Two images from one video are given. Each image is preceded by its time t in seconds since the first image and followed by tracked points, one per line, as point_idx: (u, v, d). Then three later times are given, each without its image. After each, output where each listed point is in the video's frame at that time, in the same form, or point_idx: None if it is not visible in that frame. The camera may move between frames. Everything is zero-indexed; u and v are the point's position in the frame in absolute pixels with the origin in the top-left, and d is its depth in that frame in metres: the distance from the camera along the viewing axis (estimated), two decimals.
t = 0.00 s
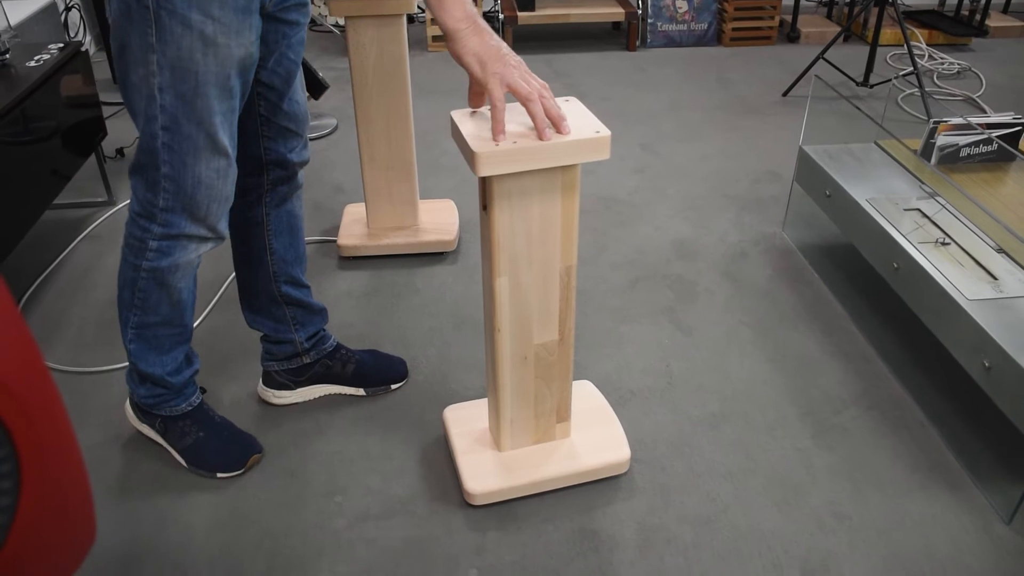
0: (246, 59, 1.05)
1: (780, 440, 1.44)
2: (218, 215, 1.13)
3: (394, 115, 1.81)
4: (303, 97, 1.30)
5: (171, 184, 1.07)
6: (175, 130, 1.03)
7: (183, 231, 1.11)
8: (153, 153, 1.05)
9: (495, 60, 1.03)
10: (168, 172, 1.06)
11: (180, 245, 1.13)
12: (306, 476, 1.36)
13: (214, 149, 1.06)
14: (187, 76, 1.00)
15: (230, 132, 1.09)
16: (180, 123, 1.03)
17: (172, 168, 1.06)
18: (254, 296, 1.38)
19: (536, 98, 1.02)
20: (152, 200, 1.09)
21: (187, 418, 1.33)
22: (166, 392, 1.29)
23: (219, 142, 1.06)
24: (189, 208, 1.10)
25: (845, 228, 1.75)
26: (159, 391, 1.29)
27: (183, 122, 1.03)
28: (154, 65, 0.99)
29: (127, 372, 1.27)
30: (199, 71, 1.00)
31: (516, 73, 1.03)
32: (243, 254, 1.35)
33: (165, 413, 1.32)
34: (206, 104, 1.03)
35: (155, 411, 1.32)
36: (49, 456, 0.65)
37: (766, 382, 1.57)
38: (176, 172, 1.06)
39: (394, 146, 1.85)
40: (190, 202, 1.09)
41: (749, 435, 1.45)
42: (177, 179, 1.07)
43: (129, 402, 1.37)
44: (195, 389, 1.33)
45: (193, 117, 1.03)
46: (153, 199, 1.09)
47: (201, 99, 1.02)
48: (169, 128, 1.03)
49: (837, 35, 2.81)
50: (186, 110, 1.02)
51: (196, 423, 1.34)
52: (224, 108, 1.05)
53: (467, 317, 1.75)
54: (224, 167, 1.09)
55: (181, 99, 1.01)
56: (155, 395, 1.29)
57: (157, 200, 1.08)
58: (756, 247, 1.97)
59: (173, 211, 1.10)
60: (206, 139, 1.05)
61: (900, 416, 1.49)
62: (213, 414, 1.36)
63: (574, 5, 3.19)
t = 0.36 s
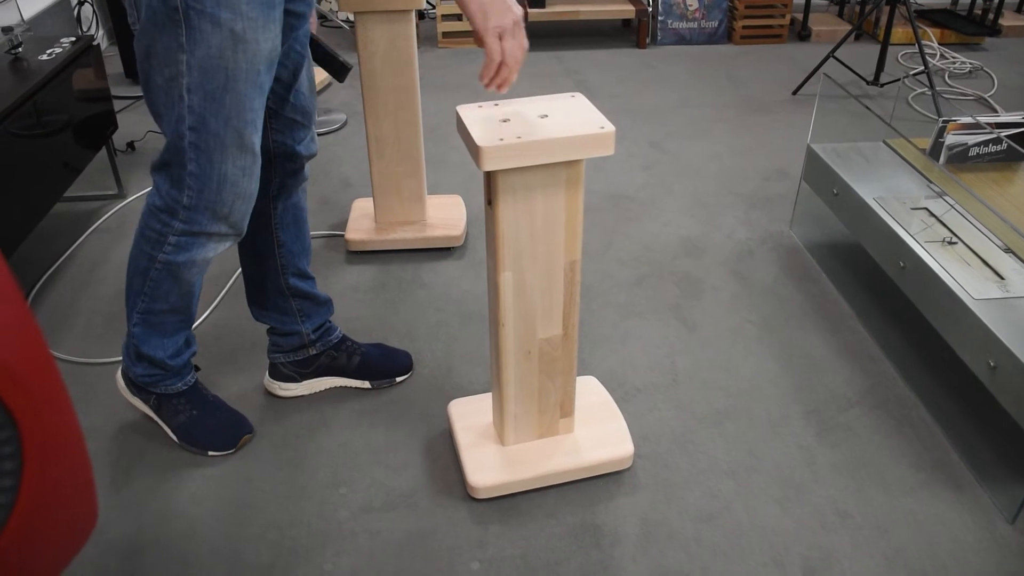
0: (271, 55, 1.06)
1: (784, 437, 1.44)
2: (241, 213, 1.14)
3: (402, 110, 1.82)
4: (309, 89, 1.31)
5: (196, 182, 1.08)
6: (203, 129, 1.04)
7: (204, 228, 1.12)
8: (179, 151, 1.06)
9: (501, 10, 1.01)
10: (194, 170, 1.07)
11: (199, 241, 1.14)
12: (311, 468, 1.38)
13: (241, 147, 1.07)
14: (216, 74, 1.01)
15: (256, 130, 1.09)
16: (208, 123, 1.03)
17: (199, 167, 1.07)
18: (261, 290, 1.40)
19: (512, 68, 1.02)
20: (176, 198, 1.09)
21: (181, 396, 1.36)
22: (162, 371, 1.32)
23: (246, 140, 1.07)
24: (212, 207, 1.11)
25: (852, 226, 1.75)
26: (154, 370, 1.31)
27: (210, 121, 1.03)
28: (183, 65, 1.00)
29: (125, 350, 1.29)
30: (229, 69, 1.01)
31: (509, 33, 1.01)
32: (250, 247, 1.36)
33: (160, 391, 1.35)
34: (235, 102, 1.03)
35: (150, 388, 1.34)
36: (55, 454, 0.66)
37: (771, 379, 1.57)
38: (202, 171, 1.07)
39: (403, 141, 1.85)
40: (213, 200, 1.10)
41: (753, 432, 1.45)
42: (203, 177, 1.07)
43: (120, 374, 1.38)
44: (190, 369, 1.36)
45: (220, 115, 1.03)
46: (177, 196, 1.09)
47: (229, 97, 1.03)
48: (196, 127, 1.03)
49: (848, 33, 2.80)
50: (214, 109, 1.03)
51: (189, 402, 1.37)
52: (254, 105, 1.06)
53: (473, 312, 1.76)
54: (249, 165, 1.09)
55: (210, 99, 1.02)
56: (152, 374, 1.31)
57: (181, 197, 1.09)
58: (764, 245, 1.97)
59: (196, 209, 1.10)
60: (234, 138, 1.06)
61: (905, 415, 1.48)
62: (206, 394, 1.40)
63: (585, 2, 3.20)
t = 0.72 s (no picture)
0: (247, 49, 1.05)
1: (789, 426, 1.44)
2: (216, 203, 1.15)
3: (410, 98, 1.82)
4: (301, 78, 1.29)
5: (169, 173, 1.10)
6: (174, 122, 1.06)
7: (180, 217, 1.14)
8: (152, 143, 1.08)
9: (293, 40, 0.98)
10: (167, 162, 1.09)
11: (177, 229, 1.16)
12: (317, 453, 1.38)
13: (213, 139, 1.08)
14: (185, 70, 1.01)
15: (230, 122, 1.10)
16: (178, 115, 1.05)
17: (171, 159, 1.09)
18: (264, 278, 1.40)
19: (315, 91, 1.02)
20: (151, 188, 1.12)
21: (181, 386, 1.39)
22: (161, 363, 1.34)
23: (218, 132, 1.08)
24: (185, 195, 1.13)
25: (859, 217, 1.74)
26: (153, 362, 1.34)
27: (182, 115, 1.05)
28: (153, 61, 1.01)
29: (123, 345, 1.32)
30: (198, 65, 1.01)
31: (297, 61, 0.99)
32: (251, 236, 1.36)
33: (161, 382, 1.38)
34: (206, 97, 1.04)
35: (151, 381, 1.37)
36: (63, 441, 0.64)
37: (777, 368, 1.57)
38: (175, 160, 1.09)
39: (410, 128, 1.86)
40: (188, 190, 1.12)
41: (758, 421, 1.46)
42: (176, 168, 1.10)
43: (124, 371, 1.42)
44: (189, 360, 1.39)
45: (191, 110, 1.05)
46: (151, 186, 1.12)
47: (200, 92, 1.03)
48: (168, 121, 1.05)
49: (858, 23, 2.78)
50: (184, 104, 1.04)
51: (191, 391, 1.40)
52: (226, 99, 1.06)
53: (479, 300, 1.76)
54: (222, 157, 1.11)
55: (180, 94, 1.03)
56: (151, 366, 1.34)
57: (155, 187, 1.12)
58: (771, 235, 1.96)
59: (171, 198, 1.13)
60: (205, 131, 1.07)
61: (910, 406, 1.48)
62: (207, 382, 1.42)
63: None
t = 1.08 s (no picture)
0: (168, 42, 1.07)
1: (789, 414, 1.45)
2: (164, 184, 1.18)
3: (415, 85, 1.82)
4: (276, 72, 1.28)
5: (113, 162, 1.12)
6: (105, 117, 1.07)
7: (133, 201, 1.17)
8: (90, 137, 1.10)
9: None
10: (108, 152, 1.11)
11: (133, 213, 1.19)
12: (321, 437, 1.40)
13: (144, 130, 1.10)
14: (103, 69, 1.03)
15: (161, 110, 1.12)
16: (108, 110, 1.07)
17: (110, 149, 1.11)
18: (261, 267, 1.41)
19: None
20: (100, 176, 1.14)
21: (184, 369, 1.41)
22: (161, 347, 1.37)
23: (147, 123, 1.09)
24: (134, 180, 1.15)
25: (863, 207, 1.74)
26: (154, 348, 1.37)
27: (111, 110, 1.07)
28: (74, 61, 1.03)
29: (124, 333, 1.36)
30: (112, 64, 1.03)
31: None
32: (246, 228, 1.37)
33: (166, 367, 1.41)
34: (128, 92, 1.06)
35: (156, 367, 1.40)
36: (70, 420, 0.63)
37: (778, 357, 1.58)
38: (113, 151, 1.11)
39: (416, 116, 1.86)
40: (133, 175, 1.14)
41: (758, 409, 1.47)
42: (116, 157, 1.11)
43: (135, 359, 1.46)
44: (190, 342, 1.41)
45: (120, 105, 1.06)
46: (99, 174, 1.14)
47: (122, 90, 1.05)
48: (99, 114, 1.07)
49: (867, 11, 2.76)
50: (111, 100, 1.06)
51: (196, 374, 1.42)
52: (148, 92, 1.07)
53: (483, 286, 1.77)
54: (159, 144, 1.13)
55: (105, 90, 1.05)
56: (152, 353, 1.37)
57: (103, 175, 1.14)
58: (776, 224, 1.97)
59: (121, 184, 1.15)
60: (136, 124, 1.09)
61: (911, 395, 1.49)
62: (209, 364, 1.44)
63: None
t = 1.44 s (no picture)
0: (138, 38, 1.09)
1: (789, 412, 1.46)
2: (152, 178, 1.20)
3: (421, 80, 1.83)
4: (256, 69, 1.29)
5: (98, 160, 1.14)
6: (85, 116, 1.09)
7: (123, 197, 1.20)
8: (72, 137, 1.12)
9: None
10: (92, 151, 1.13)
11: (125, 209, 1.21)
12: (323, 429, 1.42)
13: (124, 125, 1.12)
14: (76, 69, 1.05)
15: (140, 105, 1.14)
16: (87, 109, 1.09)
17: (94, 146, 1.13)
18: (256, 262, 1.43)
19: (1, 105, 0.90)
20: (87, 176, 1.16)
21: (191, 360, 1.44)
22: (167, 340, 1.40)
23: (126, 118, 1.11)
24: (121, 175, 1.17)
25: (867, 205, 1.75)
26: (160, 342, 1.40)
27: (88, 108, 1.09)
28: (46, 63, 1.05)
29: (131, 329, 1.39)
30: (86, 64, 1.05)
31: None
32: (239, 226, 1.39)
33: (172, 359, 1.43)
34: (102, 90, 1.07)
35: (162, 360, 1.43)
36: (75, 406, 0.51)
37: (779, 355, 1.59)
38: (97, 148, 1.13)
39: (422, 111, 1.88)
40: (119, 170, 1.16)
41: (759, 406, 1.47)
42: (101, 154, 1.14)
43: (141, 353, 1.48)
44: (195, 334, 1.44)
45: (97, 103, 1.08)
46: (87, 174, 1.16)
47: (96, 88, 1.07)
48: (78, 114, 1.09)
49: (876, 9, 2.75)
50: (88, 99, 1.08)
51: (202, 365, 1.44)
52: (122, 87, 1.10)
53: (487, 281, 1.79)
54: (142, 138, 1.15)
55: (80, 90, 1.07)
56: (160, 346, 1.40)
57: (91, 174, 1.16)
58: (780, 222, 1.97)
59: (109, 181, 1.17)
60: (115, 120, 1.11)
61: (911, 394, 1.49)
62: (215, 355, 1.46)
63: None
